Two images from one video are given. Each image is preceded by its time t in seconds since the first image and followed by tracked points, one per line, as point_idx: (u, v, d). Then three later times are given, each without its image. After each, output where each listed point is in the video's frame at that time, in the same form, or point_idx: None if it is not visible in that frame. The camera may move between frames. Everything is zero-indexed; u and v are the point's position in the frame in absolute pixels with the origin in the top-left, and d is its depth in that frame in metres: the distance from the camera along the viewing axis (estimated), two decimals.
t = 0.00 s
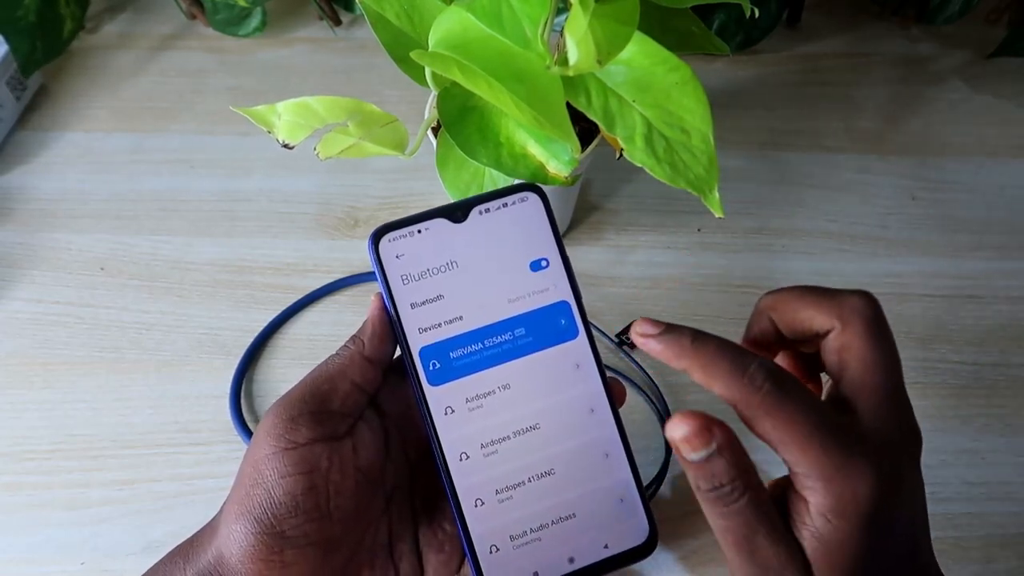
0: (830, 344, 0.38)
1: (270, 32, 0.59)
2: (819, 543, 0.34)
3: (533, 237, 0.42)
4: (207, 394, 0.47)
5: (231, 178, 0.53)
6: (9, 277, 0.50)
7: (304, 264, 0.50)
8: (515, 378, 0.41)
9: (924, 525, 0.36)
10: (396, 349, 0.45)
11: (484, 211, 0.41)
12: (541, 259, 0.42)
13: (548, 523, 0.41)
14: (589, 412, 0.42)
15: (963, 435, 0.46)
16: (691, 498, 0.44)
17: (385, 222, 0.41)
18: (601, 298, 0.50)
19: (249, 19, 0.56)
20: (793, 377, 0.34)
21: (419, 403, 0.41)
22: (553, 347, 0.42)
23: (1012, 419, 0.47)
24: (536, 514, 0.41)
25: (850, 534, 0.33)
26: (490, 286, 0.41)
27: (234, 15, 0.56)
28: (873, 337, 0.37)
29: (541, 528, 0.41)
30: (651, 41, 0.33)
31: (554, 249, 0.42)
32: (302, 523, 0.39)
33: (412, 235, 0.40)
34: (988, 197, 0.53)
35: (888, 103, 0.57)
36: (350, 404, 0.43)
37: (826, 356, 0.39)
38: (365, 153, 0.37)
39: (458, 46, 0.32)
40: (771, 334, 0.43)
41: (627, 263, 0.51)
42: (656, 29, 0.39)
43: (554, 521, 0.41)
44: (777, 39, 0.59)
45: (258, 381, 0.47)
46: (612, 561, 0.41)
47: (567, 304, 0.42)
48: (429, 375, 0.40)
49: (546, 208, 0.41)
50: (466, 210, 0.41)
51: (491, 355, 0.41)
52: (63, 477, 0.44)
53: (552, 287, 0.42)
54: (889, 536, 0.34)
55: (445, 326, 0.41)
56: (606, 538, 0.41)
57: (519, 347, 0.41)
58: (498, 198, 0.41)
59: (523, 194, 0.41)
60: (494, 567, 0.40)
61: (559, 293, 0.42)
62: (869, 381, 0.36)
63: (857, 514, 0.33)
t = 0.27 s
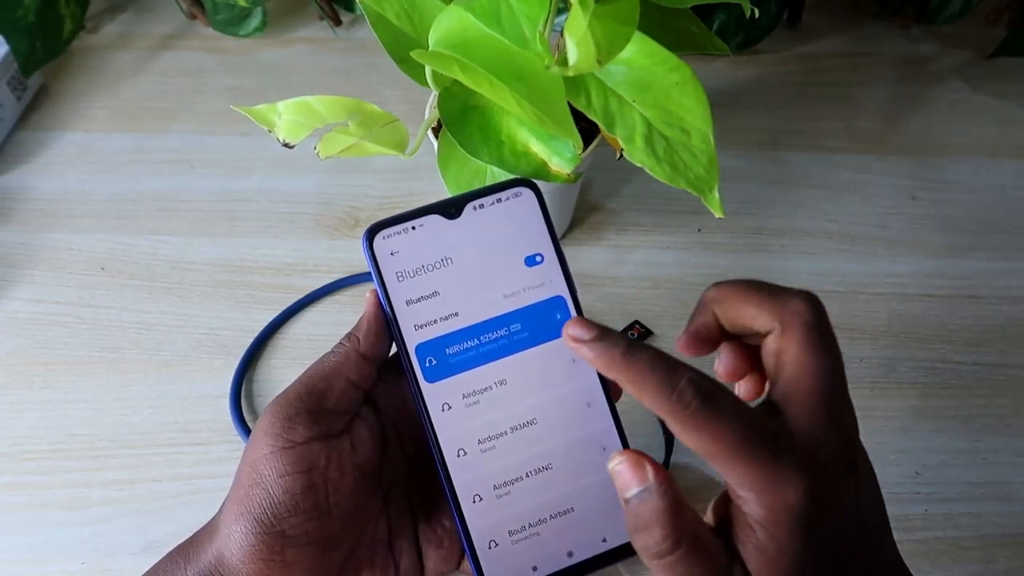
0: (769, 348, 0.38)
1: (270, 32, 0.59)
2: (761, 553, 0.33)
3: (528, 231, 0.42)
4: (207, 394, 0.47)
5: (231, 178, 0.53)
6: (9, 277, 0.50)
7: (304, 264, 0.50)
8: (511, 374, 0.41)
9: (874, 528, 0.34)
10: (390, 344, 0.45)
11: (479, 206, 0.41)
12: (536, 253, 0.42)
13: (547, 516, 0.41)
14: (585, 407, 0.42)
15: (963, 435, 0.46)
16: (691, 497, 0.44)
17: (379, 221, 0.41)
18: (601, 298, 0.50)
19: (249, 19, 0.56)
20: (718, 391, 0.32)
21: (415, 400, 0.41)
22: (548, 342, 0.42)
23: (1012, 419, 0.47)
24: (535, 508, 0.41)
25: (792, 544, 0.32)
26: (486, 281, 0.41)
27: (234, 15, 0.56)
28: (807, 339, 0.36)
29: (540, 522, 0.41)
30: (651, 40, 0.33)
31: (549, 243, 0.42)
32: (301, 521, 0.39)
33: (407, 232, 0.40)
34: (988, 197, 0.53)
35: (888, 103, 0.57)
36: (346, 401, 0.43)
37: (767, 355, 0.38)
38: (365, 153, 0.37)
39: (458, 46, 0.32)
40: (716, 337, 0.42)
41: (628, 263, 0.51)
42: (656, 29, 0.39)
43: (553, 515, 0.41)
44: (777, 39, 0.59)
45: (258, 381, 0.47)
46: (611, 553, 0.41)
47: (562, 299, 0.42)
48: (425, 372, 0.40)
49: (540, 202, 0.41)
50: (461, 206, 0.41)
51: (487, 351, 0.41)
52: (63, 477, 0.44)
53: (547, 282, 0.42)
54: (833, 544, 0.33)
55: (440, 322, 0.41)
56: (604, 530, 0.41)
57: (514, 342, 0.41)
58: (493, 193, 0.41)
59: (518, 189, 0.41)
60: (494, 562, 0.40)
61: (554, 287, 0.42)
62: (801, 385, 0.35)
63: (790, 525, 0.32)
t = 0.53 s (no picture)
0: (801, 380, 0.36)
1: (270, 32, 0.59)
2: None
3: (531, 236, 0.41)
4: (207, 394, 0.47)
5: (231, 178, 0.53)
6: (9, 277, 0.50)
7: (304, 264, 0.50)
8: (514, 379, 0.41)
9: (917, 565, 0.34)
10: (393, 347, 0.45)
11: (482, 210, 0.41)
12: (539, 258, 0.42)
13: (548, 523, 0.41)
14: (587, 412, 0.42)
15: (963, 436, 0.46)
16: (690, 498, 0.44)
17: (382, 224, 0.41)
18: (601, 298, 0.50)
19: (249, 19, 0.56)
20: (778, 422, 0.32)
21: (418, 404, 0.41)
22: (550, 347, 0.42)
23: (1012, 419, 0.47)
24: (537, 514, 0.41)
25: None
26: (488, 286, 0.41)
27: (234, 15, 0.56)
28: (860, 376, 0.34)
29: (541, 529, 0.41)
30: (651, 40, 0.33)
31: (553, 248, 0.42)
32: (301, 526, 0.39)
33: (410, 235, 0.40)
34: (988, 197, 0.53)
35: (888, 103, 0.57)
36: (346, 406, 0.43)
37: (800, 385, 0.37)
38: (365, 154, 0.37)
39: (458, 46, 0.32)
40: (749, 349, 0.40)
41: (627, 263, 0.51)
42: (656, 29, 0.39)
43: (554, 521, 0.41)
44: (777, 39, 0.59)
45: (258, 382, 0.47)
46: (612, 560, 0.41)
47: (565, 303, 0.42)
48: (427, 376, 0.40)
49: (544, 206, 0.41)
50: (464, 210, 0.41)
51: (489, 356, 0.41)
52: (63, 477, 0.44)
53: (550, 287, 0.42)
54: None
55: (443, 326, 0.41)
56: (606, 537, 0.41)
57: (517, 347, 0.41)
58: (496, 197, 0.41)
59: (521, 192, 0.41)
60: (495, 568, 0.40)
61: (558, 292, 0.42)
62: (850, 426, 0.33)
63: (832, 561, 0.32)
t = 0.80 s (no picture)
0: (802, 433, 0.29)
1: (270, 32, 0.59)
2: None
3: (539, 244, 0.41)
4: (207, 394, 0.47)
5: (231, 178, 0.53)
6: (9, 277, 0.50)
7: (304, 264, 0.50)
8: (519, 388, 0.41)
9: None
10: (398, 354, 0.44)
11: (490, 217, 0.41)
12: (546, 266, 0.42)
13: (550, 531, 0.41)
14: (592, 420, 0.42)
15: (963, 436, 0.46)
16: (691, 498, 0.44)
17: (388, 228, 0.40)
18: (601, 298, 0.50)
19: (249, 19, 0.56)
20: (851, 526, 0.26)
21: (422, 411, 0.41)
22: (556, 356, 0.42)
23: (1012, 419, 0.47)
24: (539, 523, 0.41)
25: None
26: (494, 293, 0.41)
27: (234, 15, 0.56)
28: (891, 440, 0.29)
29: (544, 537, 0.41)
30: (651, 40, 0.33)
31: (560, 256, 0.42)
32: (304, 533, 0.39)
33: (417, 240, 0.40)
34: (988, 197, 0.53)
35: (888, 103, 0.57)
36: (350, 412, 0.43)
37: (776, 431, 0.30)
38: (365, 153, 0.37)
39: (458, 47, 0.32)
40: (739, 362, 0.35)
41: (627, 263, 0.51)
42: (656, 29, 0.39)
43: (556, 529, 0.41)
44: (777, 39, 0.59)
45: (258, 382, 0.47)
46: (614, 568, 0.41)
47: (571, 311, 0.42)
48: (431, 383, 0.40)
49: (553, 213, 0.41)
50: (471, 216, 0.41)
51: (495, 364, 0.41)
52: (63, 477, 0.44)
53: (556, 294, 0.42)
54: None
55: (449, 334, 0.41)
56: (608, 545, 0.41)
57: (522, 355, 0.41)
58: (504, 204, 0.41)
59: (530, 200, 0.41)
60: None
61: (564, 300, 0.42)
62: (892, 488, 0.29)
63: None
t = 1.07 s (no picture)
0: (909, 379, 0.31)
1: (270, 32, 0.59)
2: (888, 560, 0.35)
3: (537, 243, 0.41)
4: (207, 394, 0.47)
5: (231, 178, 0.53)
6: (8, 277, 0.50)
7: (303, 264, 0.50)
8: (517, 388, 0.41)
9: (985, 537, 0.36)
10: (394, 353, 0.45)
11: (487, 216, 0.41)
12: (543, 266, 0.42)
13: (547, 531, 0.41)
14: (590, 420, 0.42)
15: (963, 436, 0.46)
16: (690, 498, 0.44)
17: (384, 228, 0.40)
18: (601, 297, 0.50)
19: (248, 19, 0.56)
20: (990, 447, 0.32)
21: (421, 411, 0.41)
22: (553, 355, 0.42)
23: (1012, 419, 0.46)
24: (536, 522, 0.41)
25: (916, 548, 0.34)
26: (492, 293, 0.41)
27: (234, 15, 0.56)
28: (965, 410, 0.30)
29: (541, 537, 0.41)
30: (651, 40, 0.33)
31: (558, 255, 0.42)
32: (302, 534, 0.39)
33: (414, 240, 0.40)
34: (988, 197, 0.53)
35: (888, 103, 0.57)
36: (347, 412, 0.43)
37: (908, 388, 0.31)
38: (365, 153, 0.37)
39: (458, 46, 0.32)
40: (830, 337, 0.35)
41: (627, 263, 0.51)
42: (656, 29, 0.39)
43: (554, 529, 0.41)
44: (777, 39, 0.59)
45: (257, 382, 0.47)
46: (611, 569, 0.41)
47: (570, 311, 0.42)
48: (429, 383, 0.40)
49: (550, 212, 0.41)
50: (468, 216, 0.41)
51: (493, 363, 0.41)
52: (63, 477, 0.44)
53: (554, 294, 0.42)
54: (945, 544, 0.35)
55: (446, 334, 0.41)
56: (606, 545, 0.41)
57: (520, 355, 0.41)
58: (501, 203, 0.41)
59: (528, 199, 0.41)
60: None
61: (562, 300, 0.42)
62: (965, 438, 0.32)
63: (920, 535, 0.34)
